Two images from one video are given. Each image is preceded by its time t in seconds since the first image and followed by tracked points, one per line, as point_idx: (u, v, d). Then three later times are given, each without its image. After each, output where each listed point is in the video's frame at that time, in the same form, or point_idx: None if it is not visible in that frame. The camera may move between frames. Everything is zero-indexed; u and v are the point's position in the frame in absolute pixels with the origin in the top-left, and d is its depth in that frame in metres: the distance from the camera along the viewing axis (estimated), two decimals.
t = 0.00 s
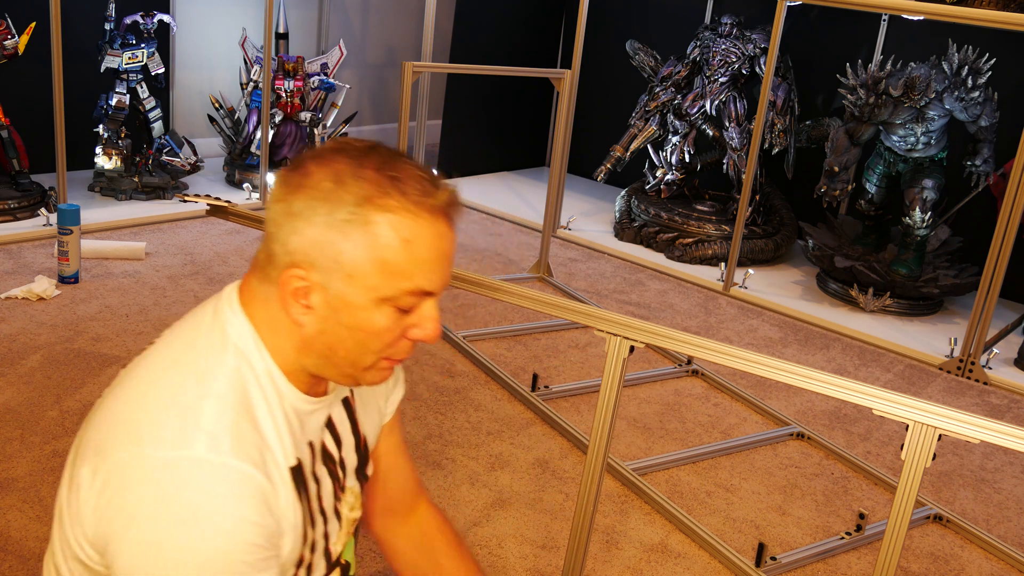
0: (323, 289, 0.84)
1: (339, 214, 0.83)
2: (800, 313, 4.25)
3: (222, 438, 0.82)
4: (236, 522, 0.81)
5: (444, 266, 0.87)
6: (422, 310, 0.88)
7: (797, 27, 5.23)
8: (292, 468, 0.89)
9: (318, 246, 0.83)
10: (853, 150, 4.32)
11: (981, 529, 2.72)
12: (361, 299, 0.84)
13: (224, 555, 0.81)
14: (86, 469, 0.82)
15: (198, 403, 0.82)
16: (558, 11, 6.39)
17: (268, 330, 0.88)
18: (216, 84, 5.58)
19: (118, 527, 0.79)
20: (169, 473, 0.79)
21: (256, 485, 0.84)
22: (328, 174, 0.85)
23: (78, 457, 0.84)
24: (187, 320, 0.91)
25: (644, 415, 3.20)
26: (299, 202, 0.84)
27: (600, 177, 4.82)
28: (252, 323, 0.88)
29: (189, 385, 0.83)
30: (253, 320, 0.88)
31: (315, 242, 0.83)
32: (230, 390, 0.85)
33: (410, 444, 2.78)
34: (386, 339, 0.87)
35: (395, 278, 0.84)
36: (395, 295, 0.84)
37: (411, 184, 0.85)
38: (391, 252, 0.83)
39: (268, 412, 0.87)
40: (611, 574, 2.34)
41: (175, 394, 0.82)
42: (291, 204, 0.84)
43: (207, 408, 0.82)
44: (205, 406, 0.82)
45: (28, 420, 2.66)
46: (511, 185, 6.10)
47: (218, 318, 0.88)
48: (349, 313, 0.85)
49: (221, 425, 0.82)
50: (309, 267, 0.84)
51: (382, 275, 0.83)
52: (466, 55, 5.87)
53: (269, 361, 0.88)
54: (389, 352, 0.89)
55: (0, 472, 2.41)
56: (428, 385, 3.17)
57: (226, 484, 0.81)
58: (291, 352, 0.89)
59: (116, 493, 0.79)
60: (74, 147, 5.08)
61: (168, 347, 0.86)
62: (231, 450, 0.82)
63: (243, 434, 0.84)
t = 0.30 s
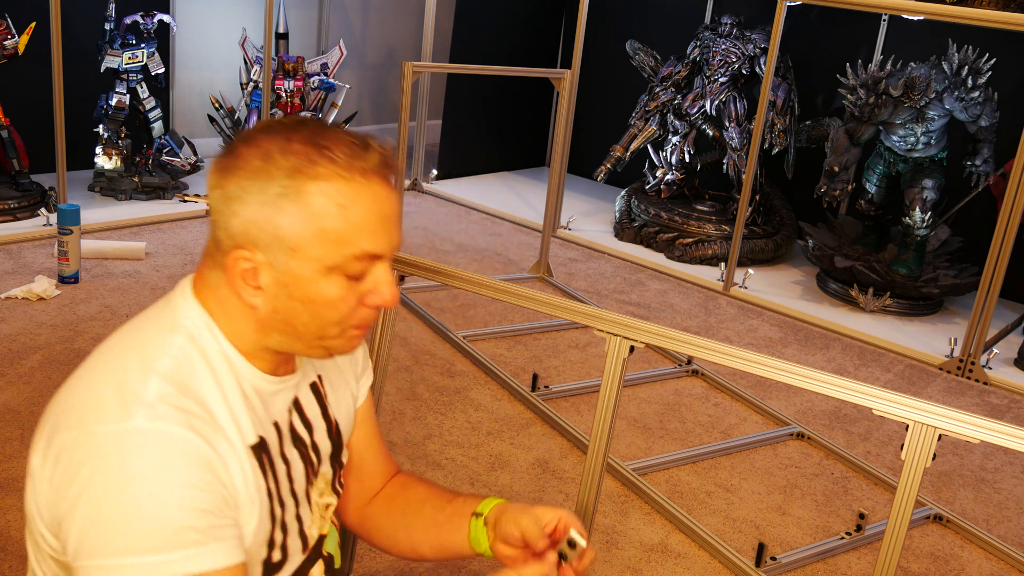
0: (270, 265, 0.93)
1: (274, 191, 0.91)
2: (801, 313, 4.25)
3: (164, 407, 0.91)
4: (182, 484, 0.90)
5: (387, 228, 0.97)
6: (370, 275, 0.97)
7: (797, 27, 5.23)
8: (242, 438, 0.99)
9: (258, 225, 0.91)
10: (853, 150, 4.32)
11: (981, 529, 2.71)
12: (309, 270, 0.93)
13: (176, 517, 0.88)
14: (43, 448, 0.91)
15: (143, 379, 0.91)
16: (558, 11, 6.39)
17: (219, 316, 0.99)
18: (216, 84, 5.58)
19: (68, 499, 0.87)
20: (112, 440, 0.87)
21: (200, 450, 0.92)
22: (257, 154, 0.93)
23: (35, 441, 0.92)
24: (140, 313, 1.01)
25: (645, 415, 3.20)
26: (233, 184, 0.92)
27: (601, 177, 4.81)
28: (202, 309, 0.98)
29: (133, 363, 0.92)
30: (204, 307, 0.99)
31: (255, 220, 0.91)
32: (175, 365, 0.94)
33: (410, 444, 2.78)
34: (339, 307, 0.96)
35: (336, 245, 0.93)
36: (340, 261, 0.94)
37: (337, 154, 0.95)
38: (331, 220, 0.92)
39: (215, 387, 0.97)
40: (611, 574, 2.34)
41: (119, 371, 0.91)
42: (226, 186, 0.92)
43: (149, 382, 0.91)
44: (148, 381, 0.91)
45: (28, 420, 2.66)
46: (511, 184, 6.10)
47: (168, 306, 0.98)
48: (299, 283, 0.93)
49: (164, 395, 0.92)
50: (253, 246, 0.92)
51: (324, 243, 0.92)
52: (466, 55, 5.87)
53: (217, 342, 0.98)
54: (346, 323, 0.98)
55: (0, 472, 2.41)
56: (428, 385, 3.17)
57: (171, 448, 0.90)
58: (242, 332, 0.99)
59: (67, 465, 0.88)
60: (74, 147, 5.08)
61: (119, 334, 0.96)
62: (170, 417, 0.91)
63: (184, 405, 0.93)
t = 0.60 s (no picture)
0: (233, 247, 1.05)
1: (234, 171, 1.04)
2: (801, 313, 4.25)
3: (120, 389, 1.00)
4: (135, 464, 0.97)
5: (350, 210, 1.08)
6: (335, 257, 1.08)
7: (797, 27, 5.23)
8: (208, 427, 1.07)
9: (221, 206, 1.04)
10: (853, 150, 4.32)
11: (981, 529, 2.71)
12: (270, 250, 1.05)
13: (129, 495, 0.96)
14: (17, 432, 1.01)
15: (109, 364, 1.02)
16: (558, 11, 6.39)
17: (196, 309, 1.11)
18: (216, 84, 5.58)
19: (30, 477, 0.96)
20: (69, 419, 0.97)
21: (156, 433, 1.01)
22: (220, 139, 1.05)
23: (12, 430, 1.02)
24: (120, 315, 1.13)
25: (645, 415, 3.20)
26: (199, 170, 1.05)
27: (600, 177, 4.81)
28: (180, 305, 1.10)
29: (101, 354, 1.03)
30: (183, 302, 1.11)
31: (219, 201, 1.04)
32: (142, 354, 1.05)
33: (410, 444, 2.78)
34: (302, 288, 1.07)
35: (292, 225, 1.04)
36: (300, 240, 1.05)
37: (294, 137, 1.06)
38: (290, 199, 1.04)
39: (183, 375, 1.07)
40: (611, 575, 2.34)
41: (88, 361, 1.02)
42: (194, 172, 1.05)
43: (114, 367, 1.02)
44: (115, 366, 1.02)
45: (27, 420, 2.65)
46: (511, 184, 6.10)
47: (149, 305, 1.10)
48: (262, 262, 1.05)
49: (125, 380, 1.01)
50: (216, 227, 1.05)
51: (284, 223, 1.04)
52: (466, 55, 5.87)
53: (192, 332, 1.10)
54: (311, 307, 1.08)
55: None
56: (428, 385, 3.17)
57: (127, 427, 0.98)
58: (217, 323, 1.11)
59: (32, 445, 0.97)
60: (74, 147, 5.08)
61: (100, 328, 1.08)
62: (129, 398, 1.00)
63: (148, 388, 1.03)
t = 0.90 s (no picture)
0: (227, 248, 1.05)
1: (230, 169, 1.04)
2: (801, 313, 4.25)
3: (120, 400, 1.00)
4: (135, 478, 0.98)
5: (345, 212, 1.08)
6: (327, 258, 1.08)
7: (797, 27, 5.23)
8: (207, 437, 1.08)
9: (217, 205, 1.04)
10: (853, 150, 4.32)
11: (981, 529, 2.71)
12: (263, 250, 1.05)
13: (129, 511, 0.97)
14: (16, 438, 1.01)
15: (109, 374, 1.02)
16: (558, 11, 6.39)
17: (196, 314, 1.10)
18: (216, 84, 5.58)
19: (30, 487, 0.97)
20: (69, 429, 0.97)
21: (159, 447, 1.01)
22: (219, 137, 1.05)
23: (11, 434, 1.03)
24: (122, 316, 1.12)
25: (645, 415, 3.20)
26: (196, 167, 1.05)
27: (600, 177, 4.81)
28: (180, 310, 1.10)
29: (102, 361, 1.03)
30: (182, 306, 1.10)
31: (214, 200, 1.04)
32: (144, 363, 1.05)
33: (410, 444, 2.78)
34: (295, 290, 1.07)
35: (286, 226, 1.04)
36: (294, 241, 1.05)
37: (291, 136, 1.06)
38: (284, 199, 1.04)
39: (183, 383, 1.07)
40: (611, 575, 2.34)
41: (89, 369, 1.02)
42: (191, 170, 1.05)
43: (114, 377, 1.02)
44: (115, 376, 1.02)
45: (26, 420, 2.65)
46: (511, 184, 6.10)
47: (150, 310, 1.10)
48: (256, 264, 1.05)
49: (126, 391, 1.01)
50: (212, 226, 1.05)
51: (276, 222, 1.04)
52: (466, 55, 5.87)
53: (193, 340, 1.10)
54: (304, 310, 1.09)
55: None
56: (428, 385, 3.17)
57: (127, 441, 0.98)
58: (215, 327, 1.10)
59: (32, 455, 0.98)
60: (74, 147, 5.08)
61: (102, 333, 1.08)
62: (129, 411, 1.00)
63: (148, 399, 1.03)
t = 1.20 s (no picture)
0: (211, 251, 1.06)
1: (210, 172, 1.04)
2: (801, 313, 4.25)
3: (120, 410, 1.00)
4: (133, 491, 0.98)
5: (327, 214, 1.08)
6: (310, 261, 1.08)
7: (797, 27, 5.23)
8: (206, 443, 1.08)
9: (198, 208, 1.04)
10: (853, 150, 4.32)
11: (981, 529, 2.71)
12: (245, 253, 1.05)
13: (128, 522, 0.98)
14: (14, 442, 1.01)
15: (110, 382, 1.01)
16: (558, 11, 6.39)
17: (192, 316, 1.10)
18: (216, 84, 5.58)
19: (27, 493, 0.97)
20: (69, 439, 0.97)
21: (160, 458, 1.01)
22: (201, 140, 1.06)
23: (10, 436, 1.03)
24: (122, 317, 1.12)
25: (645, 415, 3.20)
26: (179, 170, 1.05)
27: (600, 177, 4.81)
28: (178, 312, 1.10)
29: (103, 366, 1.03)
30: (179, 308, 1.10)
31: (196, 203, 1.04)
32: (145, 368, 1.05)
33: (410, 444, 2.78)
34: (277, 293, 1.07)
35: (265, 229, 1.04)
36: (273, 244, 1.05)
37: (270, 138, 1.06)
38: (263, 202, 1.04)
39: (185, 388, 1.07)
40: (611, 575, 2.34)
41: (90, 374, 1.02)
42: (174, 172, 1.06)
43: (115, 385, 1.01)
44: (114, 383, 1.01)
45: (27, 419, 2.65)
46: (511, 184, 6.10)
47: (148, 312, 1.10)
48: (238, 267, 1.05)
49: (126, 399, 1.01)
50: (195, 228, 1.05)
51: (255, 225, 1.04)
52: (466, 55, 5.87)
53: (191, 343, 1.09)
54: (288, 313, 1.08)
55: None
56: (428, 385, 3.17)
57: (127, 452, 0.99)
58: (208, 330, 1.10)
59: (31, 462, 0.98)
60: (74, 147, 5.08)
61: (101, 335, 1.08)
62: (129, 421, 1.00)
63: (149, 407, 1.03)
